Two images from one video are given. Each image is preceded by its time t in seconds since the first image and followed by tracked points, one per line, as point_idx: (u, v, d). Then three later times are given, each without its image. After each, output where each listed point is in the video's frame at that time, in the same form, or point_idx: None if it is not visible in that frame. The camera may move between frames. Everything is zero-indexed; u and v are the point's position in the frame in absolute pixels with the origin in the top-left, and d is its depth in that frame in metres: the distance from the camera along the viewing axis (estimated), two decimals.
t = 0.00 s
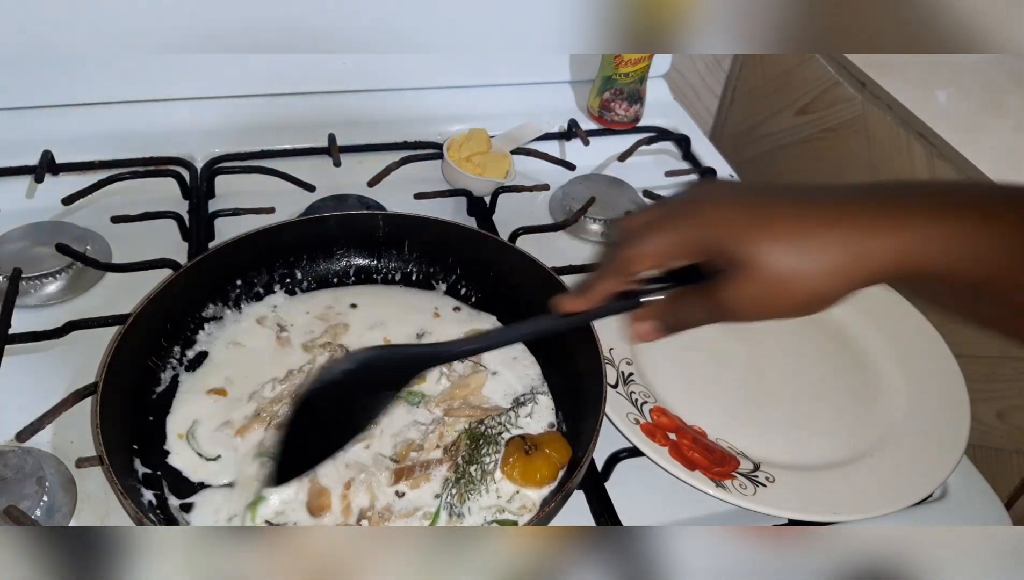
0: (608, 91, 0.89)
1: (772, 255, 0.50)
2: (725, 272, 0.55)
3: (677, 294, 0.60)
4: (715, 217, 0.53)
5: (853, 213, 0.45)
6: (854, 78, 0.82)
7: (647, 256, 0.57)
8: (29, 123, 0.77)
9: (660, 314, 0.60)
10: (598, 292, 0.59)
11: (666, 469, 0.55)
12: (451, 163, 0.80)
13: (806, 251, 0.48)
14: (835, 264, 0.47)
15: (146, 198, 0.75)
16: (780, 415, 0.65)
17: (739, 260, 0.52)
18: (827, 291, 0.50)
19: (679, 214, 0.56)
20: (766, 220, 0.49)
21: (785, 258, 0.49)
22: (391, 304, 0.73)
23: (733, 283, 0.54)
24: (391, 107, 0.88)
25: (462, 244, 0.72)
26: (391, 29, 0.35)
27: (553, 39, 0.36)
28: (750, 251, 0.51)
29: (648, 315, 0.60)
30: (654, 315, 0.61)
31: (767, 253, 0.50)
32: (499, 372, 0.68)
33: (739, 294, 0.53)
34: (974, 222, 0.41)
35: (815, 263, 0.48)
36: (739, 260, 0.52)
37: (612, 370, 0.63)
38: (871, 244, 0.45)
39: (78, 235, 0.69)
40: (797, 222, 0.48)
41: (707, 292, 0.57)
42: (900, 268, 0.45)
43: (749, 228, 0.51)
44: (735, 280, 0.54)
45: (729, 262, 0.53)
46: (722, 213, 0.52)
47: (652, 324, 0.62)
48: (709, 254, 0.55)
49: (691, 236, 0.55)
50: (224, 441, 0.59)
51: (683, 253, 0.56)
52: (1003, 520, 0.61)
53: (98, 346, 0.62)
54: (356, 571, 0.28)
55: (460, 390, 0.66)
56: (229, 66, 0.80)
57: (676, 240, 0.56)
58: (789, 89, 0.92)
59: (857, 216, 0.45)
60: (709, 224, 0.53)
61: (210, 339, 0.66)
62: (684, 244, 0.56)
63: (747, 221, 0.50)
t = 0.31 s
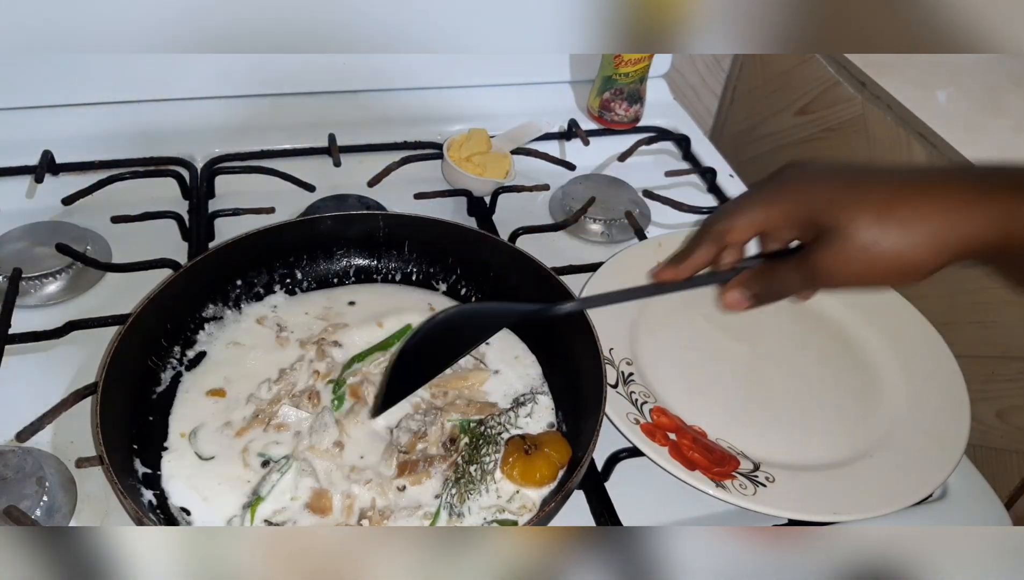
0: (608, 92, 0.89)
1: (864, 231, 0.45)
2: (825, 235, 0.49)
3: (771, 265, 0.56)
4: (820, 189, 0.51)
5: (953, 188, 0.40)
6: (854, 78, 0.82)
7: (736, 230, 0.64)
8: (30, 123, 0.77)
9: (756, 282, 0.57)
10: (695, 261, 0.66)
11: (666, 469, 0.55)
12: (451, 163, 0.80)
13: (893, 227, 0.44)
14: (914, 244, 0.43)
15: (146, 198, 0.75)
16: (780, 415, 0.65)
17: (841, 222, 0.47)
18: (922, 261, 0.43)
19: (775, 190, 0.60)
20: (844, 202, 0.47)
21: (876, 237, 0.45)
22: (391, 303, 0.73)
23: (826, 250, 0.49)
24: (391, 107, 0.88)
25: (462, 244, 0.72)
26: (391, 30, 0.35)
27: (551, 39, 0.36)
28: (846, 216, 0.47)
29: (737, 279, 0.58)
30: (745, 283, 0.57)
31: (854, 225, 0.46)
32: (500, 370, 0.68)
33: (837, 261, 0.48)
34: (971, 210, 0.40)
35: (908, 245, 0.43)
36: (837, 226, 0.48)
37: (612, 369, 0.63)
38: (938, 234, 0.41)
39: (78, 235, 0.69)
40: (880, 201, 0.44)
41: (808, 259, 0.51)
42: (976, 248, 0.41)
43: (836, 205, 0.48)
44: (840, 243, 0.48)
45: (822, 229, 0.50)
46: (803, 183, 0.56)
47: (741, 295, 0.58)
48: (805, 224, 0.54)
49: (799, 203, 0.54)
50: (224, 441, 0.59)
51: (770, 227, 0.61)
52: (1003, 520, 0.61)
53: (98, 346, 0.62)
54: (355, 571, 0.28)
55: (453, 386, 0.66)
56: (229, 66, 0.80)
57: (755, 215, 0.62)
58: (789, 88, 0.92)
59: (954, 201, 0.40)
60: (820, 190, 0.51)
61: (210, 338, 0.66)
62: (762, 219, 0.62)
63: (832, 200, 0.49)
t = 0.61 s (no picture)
0: (608, 92, 0.89)
1: (891, 227, 0.42)
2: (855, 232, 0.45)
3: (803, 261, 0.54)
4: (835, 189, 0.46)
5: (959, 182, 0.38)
6: (853, 78, 0.83)
7: (765, 230, 0.60)
8: (30, 124, 0.77)
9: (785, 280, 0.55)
10: (721, 263, 0.63)
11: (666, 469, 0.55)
12: (451, 163, 0.80)
13: (927, 227, 0.40)
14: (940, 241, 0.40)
15: (146, 198, 0.75)
16: (780, 415, 0.65)
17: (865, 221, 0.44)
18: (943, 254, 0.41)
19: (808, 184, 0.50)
20: (875, 196, 0.42)
21: (898, 232, 0.42)
22: (391, 303, 0.73)
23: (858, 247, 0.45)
24: (391, 107, 0.88)
25: (462, 244, 0.72)
26: (392, 29, 0.35)
27: (552, 38, 0.36)
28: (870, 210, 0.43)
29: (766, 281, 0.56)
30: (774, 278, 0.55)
31: (886, 218, 0.42)
32: (501, 368, 0.68)
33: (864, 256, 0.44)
34: (957, 205, 0.38)
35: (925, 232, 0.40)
36: (867, 219, 0.43)
37: (612, 370, 0.63)
38: (972, 223, 0.38)
39: (79, 235, 0.69)
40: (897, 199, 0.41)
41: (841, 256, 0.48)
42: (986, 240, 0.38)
43: (895, 189, 0.40)
44: (872, 241, 0.43)
45: (858, 224, 0.45)
46: (818, 185, 0.48)
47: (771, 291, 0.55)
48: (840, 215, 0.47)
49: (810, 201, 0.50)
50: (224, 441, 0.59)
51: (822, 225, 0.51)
52: (1003, 520, 0.61)
53: (97, 346, 0.62)
54: (355, 572, 0.27)
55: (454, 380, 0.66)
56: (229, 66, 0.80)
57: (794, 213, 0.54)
58: (789, 89, 0.93)
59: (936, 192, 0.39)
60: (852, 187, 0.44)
61: (210, 338, 0.66)
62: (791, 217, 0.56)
63: (906, 193, 0.40)
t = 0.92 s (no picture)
0: (608, 91, 0.89)
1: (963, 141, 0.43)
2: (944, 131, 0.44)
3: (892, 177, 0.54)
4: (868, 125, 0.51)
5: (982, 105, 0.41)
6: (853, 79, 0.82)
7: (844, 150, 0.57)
8: (31, 124, 0.77)
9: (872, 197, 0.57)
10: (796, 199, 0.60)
11: (666, 469, 0.55)
12: (451, 162, 0.80)
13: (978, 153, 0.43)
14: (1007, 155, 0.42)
15: (146, 198, 0.75)
16: (780, 415, 0.65)
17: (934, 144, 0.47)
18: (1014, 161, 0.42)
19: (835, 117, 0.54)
20: (947, 104, 0.42)
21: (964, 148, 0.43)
22: (391, 302, 0.73)
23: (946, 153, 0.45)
24: (391, 107, 0.88)
25: (462, 244, 0.72)
26: (392, 28, 0.35)
27: (552, 37, 0.36)
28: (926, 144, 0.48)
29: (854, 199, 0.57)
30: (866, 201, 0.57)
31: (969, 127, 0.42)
32: (501, 368, 0.68)
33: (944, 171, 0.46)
34: (1018, 116, 0.40)
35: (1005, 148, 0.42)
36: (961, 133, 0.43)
37: (612, 370, 0.63)
38: None
39: (79, 235, 0.69)
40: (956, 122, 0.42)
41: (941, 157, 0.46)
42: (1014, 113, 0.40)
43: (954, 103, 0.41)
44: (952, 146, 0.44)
45: (939, 123, 0.44)
46: (851, 115, 0.51)
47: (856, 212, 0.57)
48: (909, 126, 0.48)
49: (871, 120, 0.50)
50: (225, 440, 0.59)
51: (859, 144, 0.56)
52: (1003, 520, 0.61)
53: (98, 346, 0.62)
54: (354, 572, 0.27)
55: (455, 379, 0.66)
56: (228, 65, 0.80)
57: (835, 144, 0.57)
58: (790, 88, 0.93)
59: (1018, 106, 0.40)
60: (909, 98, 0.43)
61: (210, 338, 0.66)
62: (858, 135, 0.55)
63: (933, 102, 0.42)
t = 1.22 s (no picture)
0: (608, 92, 0.89)
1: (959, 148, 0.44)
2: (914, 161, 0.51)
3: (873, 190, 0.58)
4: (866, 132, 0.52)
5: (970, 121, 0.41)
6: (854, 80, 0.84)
7: (834, 164, 0.61)
8: (31, 124, 0.77)
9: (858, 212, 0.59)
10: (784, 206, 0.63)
11: (666, 469, 0.55)
12: (451, 162, 0.80)
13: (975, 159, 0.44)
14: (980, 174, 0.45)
15: (146, 198, 0.75)
16: (780, 415, 0.65)
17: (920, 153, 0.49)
18: None
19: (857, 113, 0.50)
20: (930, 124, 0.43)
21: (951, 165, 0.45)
22: (391, 302, 0.73)
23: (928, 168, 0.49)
24: (391, 107, 0.88)
25: (462, 244, 0.72)
26: (392, 27, 0.35)
27: (552, 38, 0.36)
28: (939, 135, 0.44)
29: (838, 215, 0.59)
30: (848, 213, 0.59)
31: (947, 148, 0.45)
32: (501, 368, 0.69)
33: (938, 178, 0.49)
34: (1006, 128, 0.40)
35: None
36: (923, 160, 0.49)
37: (612, 369, 0.63)
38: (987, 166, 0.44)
39: (79, 235, 0.69)
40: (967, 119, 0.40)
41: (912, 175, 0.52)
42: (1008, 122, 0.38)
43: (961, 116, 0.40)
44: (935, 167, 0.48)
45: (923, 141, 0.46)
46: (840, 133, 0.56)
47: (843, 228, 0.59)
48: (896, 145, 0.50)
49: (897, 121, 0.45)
50: (225, 440, 0.59)
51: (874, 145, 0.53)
52: (1002, 520, 0.61)
53: (97, 346, 0.62)
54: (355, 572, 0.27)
55: (454, 379, 0.66)
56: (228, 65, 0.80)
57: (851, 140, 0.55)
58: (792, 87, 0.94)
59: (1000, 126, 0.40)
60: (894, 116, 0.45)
61: (209, 338, 0.66)
62: (850, 152, 0.58)
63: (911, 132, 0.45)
